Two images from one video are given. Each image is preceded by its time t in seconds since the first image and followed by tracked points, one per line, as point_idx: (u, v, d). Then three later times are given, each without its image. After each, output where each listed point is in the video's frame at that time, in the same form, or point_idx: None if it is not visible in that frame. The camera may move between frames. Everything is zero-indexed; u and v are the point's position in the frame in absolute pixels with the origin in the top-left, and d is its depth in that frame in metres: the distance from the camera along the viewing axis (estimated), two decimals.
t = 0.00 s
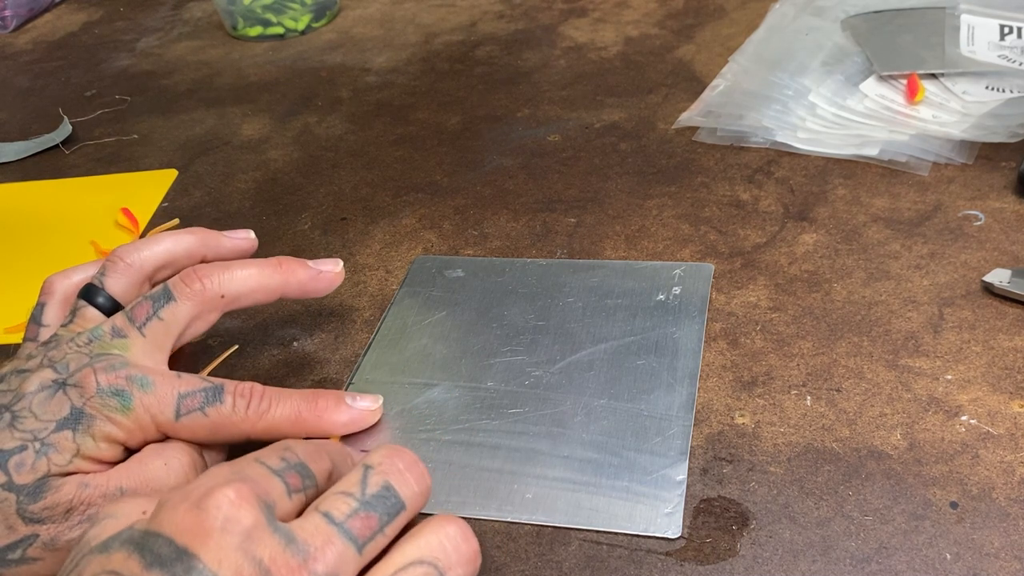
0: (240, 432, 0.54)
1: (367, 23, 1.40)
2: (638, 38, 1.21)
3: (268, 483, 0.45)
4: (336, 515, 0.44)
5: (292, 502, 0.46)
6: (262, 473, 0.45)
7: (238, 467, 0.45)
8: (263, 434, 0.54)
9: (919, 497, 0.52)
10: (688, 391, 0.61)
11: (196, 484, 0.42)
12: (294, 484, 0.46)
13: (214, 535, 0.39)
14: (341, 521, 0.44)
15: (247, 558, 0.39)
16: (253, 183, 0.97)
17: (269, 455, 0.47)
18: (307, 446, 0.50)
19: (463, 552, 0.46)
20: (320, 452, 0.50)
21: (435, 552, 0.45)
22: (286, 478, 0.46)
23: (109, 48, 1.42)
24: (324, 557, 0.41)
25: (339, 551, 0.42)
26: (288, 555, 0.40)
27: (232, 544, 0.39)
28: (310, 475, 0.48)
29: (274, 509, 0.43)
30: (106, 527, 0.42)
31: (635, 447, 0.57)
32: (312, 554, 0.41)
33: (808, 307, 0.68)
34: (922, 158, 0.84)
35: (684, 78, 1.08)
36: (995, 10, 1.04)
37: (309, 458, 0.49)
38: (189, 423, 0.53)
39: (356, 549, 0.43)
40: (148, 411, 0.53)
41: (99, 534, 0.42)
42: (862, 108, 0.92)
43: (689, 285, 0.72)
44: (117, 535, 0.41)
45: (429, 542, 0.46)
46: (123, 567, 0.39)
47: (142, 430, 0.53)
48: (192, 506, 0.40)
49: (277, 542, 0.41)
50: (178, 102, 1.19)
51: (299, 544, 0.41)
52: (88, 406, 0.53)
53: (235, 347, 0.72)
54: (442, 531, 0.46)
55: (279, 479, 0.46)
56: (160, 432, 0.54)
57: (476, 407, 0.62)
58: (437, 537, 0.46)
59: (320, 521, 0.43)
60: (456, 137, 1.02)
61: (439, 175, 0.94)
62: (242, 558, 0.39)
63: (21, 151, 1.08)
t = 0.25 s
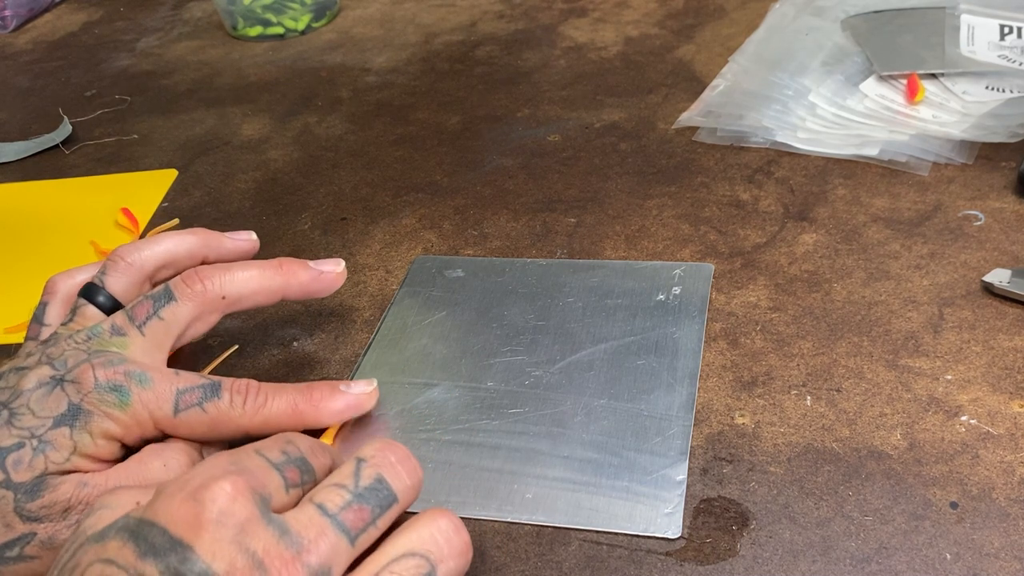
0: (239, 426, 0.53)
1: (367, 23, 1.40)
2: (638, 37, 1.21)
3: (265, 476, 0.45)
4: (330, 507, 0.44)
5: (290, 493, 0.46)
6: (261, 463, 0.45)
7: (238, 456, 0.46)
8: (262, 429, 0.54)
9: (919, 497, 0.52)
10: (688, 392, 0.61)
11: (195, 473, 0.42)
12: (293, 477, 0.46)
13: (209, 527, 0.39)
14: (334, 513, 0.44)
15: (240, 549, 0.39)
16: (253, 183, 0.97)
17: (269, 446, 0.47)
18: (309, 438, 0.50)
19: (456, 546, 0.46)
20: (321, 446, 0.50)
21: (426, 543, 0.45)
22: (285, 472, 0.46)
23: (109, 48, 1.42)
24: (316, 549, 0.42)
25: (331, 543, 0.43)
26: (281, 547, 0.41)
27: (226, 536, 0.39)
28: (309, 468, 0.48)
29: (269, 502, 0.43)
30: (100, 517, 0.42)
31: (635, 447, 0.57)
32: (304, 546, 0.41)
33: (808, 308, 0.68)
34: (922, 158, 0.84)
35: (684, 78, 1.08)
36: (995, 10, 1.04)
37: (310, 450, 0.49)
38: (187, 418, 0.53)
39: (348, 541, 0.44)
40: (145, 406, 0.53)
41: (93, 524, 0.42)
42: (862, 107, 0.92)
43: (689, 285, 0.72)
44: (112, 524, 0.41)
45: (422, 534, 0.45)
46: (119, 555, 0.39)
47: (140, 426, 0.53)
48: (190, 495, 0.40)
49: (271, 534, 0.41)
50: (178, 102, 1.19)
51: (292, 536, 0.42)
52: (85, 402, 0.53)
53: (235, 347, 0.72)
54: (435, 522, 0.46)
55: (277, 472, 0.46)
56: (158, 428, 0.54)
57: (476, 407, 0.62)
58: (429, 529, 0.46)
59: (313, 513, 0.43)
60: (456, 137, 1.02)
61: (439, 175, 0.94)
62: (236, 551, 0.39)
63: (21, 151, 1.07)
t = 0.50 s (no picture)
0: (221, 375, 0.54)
1: (367, 23, 1.40)
2: (638, 37, 1.21)
3: (267, 475, 0.45)
4: (332, 512, 0.44)
5: (292, 492, 0.46)
6: (264, 461, 0.46)
7: (239, 452, 0.46)
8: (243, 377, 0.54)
9: (919, 497, 0.52)
10: (688, 391, 0.61)
11: (192, 471, 0.43)
12: (298, 475, 0.46)
13: (202, 528, 0.40)
14: (337, 517, 0.44)
15: (234, 549, 0.40)
16: (253, 183, 0.97)
17: (276, 441, 0.47)
18: (319, 433, 0.50)
19: (456, 550, 0.46)
20: (331, 442, 0.50)
21: (426, 547, 0.45)
22: (289, 470, 0.46)
23: (109, 48, 1.42)
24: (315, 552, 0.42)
25: (330, 547, 0.43)
26: (276, 548, 0.41)
27: (220, 536, 0.40)
28: (316, 466, 0.48)
29: (268, 501, 0.44)
30: (85, 515, 0.44)
31: (635, 447, 0.58)
32: (302, 549, 0.42)
33: (808, 308, 0.68)
34: (922, 158, 0.84)
35: (684, 78, 1.08)
36: (995, 10, 1.04)
37: (319, 446, 0.49)
38: (167, 373, 0.54)
39: (348, 547, 0.44)
40: (122, 368, 0.55)
41: (77, 522, 0.44)
42: (862, 108, 0.92)
43: (688, 285, 0.72)
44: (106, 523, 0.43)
45: (423, 537, 0.45)
46: (115, 555, 0.41)
47: (120, 388, 0.55)
48: (185, 495, 0.42)
49: (268, 535, 0.41)
50: (178, 102, 1.19)
51: (289, 538, 0.42)
52: (60, 375, 0.55)
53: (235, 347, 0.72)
54: (436, 528, 0.46)
55: (280, 470, 0.46)
56: (138, 390, 0.55)
57: (476, 407, 0.62)
58: (430, 533, 0.46)
59: (315, 515, 0.43)
60: (456, 137, 1.02)
61: (439, 175, 0.94)
62: (230, 551, 0.40)
63: (21, 151, 1.08)
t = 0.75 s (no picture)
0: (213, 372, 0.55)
1: (367, 23, 1.40)
2: (638, 37, 1.21)
3: (273, 455, 0.45)
4: (339, 496, 0.44)
5: (298, 473, 0.46)
6: (270, 442, 0.46)
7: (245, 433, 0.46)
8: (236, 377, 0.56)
9: (919, 497, 0.52)
10: (688, 391, 0.61)
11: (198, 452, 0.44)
12: (304, 457, 0.47)
13: (207, 507, 0.41)
14: (343, 503, 0.44)
15: (239, 529, 0.41)
16: (253, 183, 0.97)
17: (284, 422, 0.48)
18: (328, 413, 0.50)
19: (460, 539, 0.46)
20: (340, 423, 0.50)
21: (429, 536, 0.45)
22: (295, 451, 0.46)
23: (109, 48, 1.42)
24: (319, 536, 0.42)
25: (335, 532, 0.43)
26: (280, 530, 0.42)
27: (226, 515, 0.41)
28: (324, 448, 0.48)
29: (273, 483, 0.44)
30: (105, 498, 0.44)
31: (635, 447, 0.58)
32: (306, 532, 0.42)
33: (808, 308, 0.68)
34: (922, 158, 0.84)
35: (684, 78, 1.08)
36: (995, 10, 1.04)
37: (327, 427, 0.49)
38: (160, 367, 0.54)
39: (353, 533, 0.44)
40: (115, 360, 0.54)
41: (99, 505, 0.44)
42: (862, 107, 0.92)
43: (688, 285, 0.72)
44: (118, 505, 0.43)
45: (427, 525, 0.46)
46: (123, 532, 0.42)
47: (112, 379, 0.54)
48: (191, 475, 0.42)
49: (272, 517, 0.42)
50: (178, 102, 1.19)
51: (293, 520, 0.42)
52: (53, 366, 0.55)
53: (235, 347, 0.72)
54: (441, 518, 0.46)
55: (287, 450, 0.46)
56: (130, 384, 0.55)
57: (476, 407, 0.62)
58: (434, 522, 0.46)
59: (321, 500, 0.44)
60: (456, 138, 1.02)
61: (439, 175, 0.94)
62: (235, 531, 0.41)
63: (21, 151, 1.07)
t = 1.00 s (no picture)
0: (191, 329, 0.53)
1: (367, 23, 1.40)
2: (638, 37, 1.21)
3: (282, 462, 0.45)
4: (346, 505, 0.44)
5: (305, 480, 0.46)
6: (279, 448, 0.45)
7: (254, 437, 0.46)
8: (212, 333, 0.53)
9: (919, 497, 0.52)
10: (688, 390, 0.61)
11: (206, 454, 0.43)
12: (313, 463, 0.46)
13: (214, 513, 0.41)
14: (350, 512, 0.44)
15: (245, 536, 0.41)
16: (253, 183, 0.97)
17: (295, 428, 0.47)
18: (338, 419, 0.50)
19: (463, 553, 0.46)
20: (350, 430, 0.49)
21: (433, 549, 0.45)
22: (304, 457, 0.46)
23: (109, 48, 1.42)
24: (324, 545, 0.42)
25: (341, 541, 0.43)
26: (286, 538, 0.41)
27: (232, 522, 0.41)
28: (333, 455, 0.47)
29: (281, 488, 0.44)
30: (112, 499, 0.44)
31: (638, 445, 0.58)
32: (311, 539, 0.42)
33: (808, 308, 0.68)
34: (922, 158, 0.84)
35: (684, 78, 1.08)
36: (995, 10, 1.04)
37: (336, 433, 0.48)
38: (134, 332, 0.53)
39: (358, 542, 0.44)
40: (89, 333, 0.53)
41: (105, 505, 0.44)
42: (862, 108, 0.92)
43: (688, 284, 0.72)
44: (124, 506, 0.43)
45: (431, 537, 0.45)
46: (128, 533, 0.41)
47: (88, 353, 0.53)
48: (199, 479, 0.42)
49: (278, 525, 0.41)
50: (178, 102, 1.19)
51: (300, 528, 0.42)
52: (28, 348, 0.54)
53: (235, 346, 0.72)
54: (446, 531, 0.46)
55: (296, 456, 0.46)
56: (107, 354, 0.53)
57: (478, 407, 0.62)
58: (439, 535, 0.46)
59: (328, 507, 0.43)
60: (456, 138, 1.02)
61: (439, 175, 0.94)
62: (240, 537, 0.40)
63: (21, 151, 1.07)
